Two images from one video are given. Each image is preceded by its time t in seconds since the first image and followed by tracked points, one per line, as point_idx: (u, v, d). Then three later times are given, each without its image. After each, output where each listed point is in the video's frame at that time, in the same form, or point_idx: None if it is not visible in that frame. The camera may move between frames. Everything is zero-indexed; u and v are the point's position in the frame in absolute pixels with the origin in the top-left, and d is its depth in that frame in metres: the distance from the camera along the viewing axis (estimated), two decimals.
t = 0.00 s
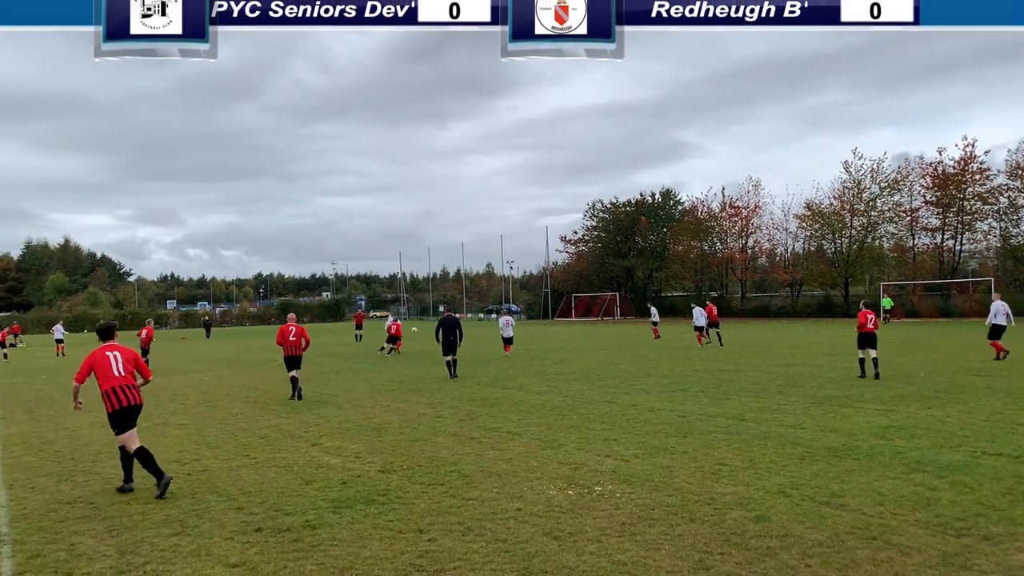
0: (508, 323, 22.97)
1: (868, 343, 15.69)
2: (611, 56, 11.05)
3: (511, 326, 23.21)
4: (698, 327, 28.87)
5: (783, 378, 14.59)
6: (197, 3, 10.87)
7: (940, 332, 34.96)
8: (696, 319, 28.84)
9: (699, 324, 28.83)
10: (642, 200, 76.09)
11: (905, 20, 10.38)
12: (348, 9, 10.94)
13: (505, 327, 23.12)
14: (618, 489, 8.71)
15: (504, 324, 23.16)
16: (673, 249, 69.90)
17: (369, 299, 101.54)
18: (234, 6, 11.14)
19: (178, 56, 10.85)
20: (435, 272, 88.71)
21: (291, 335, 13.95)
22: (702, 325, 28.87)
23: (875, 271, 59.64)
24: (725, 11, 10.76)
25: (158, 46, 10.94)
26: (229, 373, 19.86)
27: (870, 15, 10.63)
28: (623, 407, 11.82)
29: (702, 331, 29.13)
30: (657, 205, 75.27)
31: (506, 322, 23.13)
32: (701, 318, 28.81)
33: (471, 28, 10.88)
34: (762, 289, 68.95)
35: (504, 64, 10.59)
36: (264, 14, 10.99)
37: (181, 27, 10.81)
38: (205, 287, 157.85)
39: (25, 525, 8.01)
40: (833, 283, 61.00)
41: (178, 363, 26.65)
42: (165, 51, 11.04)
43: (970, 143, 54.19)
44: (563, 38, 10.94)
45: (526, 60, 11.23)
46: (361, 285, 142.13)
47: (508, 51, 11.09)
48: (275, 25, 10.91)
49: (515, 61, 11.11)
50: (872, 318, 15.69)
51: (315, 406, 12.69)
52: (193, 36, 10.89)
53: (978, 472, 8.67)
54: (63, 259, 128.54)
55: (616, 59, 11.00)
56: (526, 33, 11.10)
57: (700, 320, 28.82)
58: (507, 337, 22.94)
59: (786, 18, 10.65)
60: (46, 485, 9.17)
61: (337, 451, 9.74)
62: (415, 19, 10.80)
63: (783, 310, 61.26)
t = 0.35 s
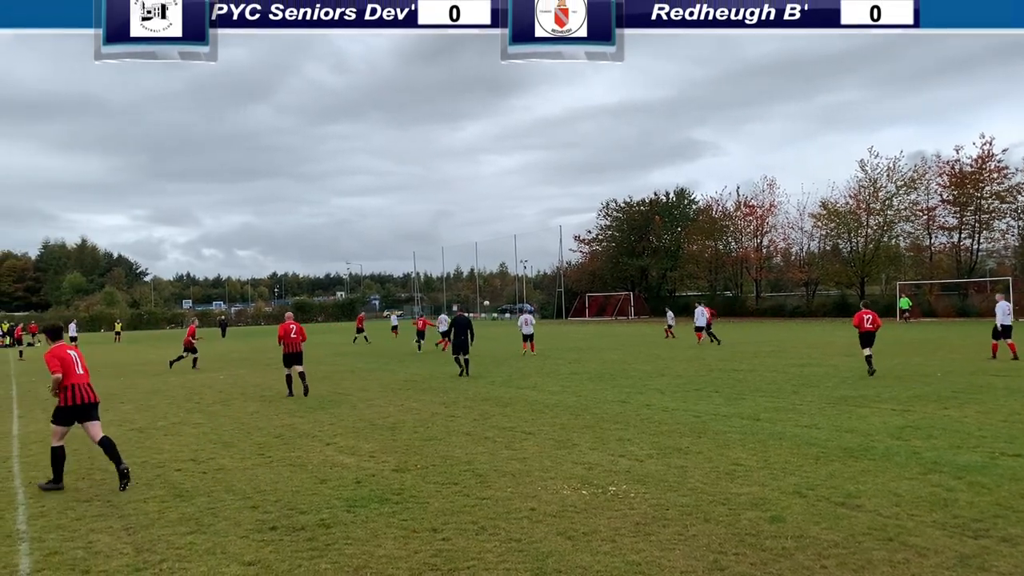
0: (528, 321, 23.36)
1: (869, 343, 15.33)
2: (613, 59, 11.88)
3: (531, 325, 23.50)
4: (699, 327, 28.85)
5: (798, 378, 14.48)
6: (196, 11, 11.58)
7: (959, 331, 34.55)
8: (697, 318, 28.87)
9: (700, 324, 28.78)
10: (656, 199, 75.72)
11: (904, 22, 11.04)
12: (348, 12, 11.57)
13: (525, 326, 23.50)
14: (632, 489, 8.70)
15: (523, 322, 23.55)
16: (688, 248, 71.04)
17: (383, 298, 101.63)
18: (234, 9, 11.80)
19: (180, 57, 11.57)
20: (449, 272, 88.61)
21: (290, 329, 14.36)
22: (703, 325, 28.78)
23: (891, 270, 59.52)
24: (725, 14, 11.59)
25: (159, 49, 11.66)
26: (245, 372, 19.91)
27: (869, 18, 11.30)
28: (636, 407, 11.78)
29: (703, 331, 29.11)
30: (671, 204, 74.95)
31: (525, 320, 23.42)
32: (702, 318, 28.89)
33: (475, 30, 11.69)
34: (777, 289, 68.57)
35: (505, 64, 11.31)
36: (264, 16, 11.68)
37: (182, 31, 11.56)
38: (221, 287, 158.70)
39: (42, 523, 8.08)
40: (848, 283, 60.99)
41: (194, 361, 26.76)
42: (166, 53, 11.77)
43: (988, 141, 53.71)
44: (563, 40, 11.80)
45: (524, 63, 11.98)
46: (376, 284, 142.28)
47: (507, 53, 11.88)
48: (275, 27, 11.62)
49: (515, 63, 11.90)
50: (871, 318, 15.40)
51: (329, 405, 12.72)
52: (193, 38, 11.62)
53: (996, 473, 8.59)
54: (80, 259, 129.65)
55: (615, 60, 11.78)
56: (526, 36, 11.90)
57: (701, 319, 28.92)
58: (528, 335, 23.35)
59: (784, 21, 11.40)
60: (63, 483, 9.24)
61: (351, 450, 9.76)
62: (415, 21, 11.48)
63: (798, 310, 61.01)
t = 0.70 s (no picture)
0: (536, 320, 23.42)
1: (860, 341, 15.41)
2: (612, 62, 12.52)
3: (540, 323, 23.42)
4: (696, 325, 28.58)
5: (804, 378, 14.38)
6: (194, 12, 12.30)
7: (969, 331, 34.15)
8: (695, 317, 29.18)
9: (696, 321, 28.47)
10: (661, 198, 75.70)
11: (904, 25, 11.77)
12: (347, 14, 12.27)
13: (534, 324, 23.52)
14: (637, 488, 8.67)
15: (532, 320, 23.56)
16: (694, 247, 70.40)
17: (388, 298, 101.04)
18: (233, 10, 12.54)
19: (177, 60, 12.31)
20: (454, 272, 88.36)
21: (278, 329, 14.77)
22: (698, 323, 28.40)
23: (896, 270, 59.61)
24: (725, 16, 12.24)
25: (158, 51, 12.43)
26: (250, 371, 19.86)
27: (870, 20, 12.05)
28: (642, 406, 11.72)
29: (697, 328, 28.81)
30: (677, 204, 74.88)
31: (534, 319, 23.41)
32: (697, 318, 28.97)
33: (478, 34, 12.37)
34: (782, 288, 69.28)
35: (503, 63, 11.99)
36: (264, 19, 12.39)
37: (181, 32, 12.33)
38: (224, 286, 158.36)
39: (49, 522, 8.10)
40: (855, 282, 60.90)
41: (195, 361, 26.66)
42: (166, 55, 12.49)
43: (995, 140, 53.53)
44: (563, 43, 12.48)
45: (524, 63, 12.62)
46: (380, 283, 141.93)
47: (507, 55, 12.60)
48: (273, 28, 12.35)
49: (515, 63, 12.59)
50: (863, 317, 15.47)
51: (335, 402, 12.68)
52: (193, 41, 12.35)
53: (1002, 473, 8.56)
54: (85, 257, 129.69)
55: (614, 63, 12.45)
56: (524, 36, 12.56)
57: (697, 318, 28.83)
58: (537, 333, 23.38)
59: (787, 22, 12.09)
60: (69, 483, 9.25)
61: (357, 450, 9.76)
62: (414, 23, 12.13)
63: (804, 310, 60.90)
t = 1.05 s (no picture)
0: (544, 327, 22.02)
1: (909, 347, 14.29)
2: (609, 62, 13.83)
3: (547, 329, 22.08)
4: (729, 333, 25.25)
5: (860, 392, 12.43)
6: (195, 18, 13.56)
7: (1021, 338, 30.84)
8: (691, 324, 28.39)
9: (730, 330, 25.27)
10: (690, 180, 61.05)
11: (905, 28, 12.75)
12: (349, 18, 13.60)
13: (541, 331, 22.01)
14: (662, 526, 7.06)
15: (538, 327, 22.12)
16: (730, 239, 57.77)
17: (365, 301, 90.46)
18: (234, 16, 13.89)
19: (178, 61, 13.51)
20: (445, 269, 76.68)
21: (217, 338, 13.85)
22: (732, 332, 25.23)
23: (971, 266, 49.78)
24: (724, 19, 13.51)
25: (159, 54, 13.68)
26: (217, 384, 17.70)
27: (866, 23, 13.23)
28: (667, 427, 9.94)
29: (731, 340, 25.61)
30: (709, 186, 60.00)
31: (540, 325, 21.95)
32: (734, 324, 25.08)
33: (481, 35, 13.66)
34: (834, 288, 58.72)
35: (503, 60, 13.32)
36: (264, 22, 13.61)
37: (181, 37, 13.56)
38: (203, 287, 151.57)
39: None
40: (921, 281, 51.01)
41: (175, 370, 24.61)
42: (167, 58, 13.71)
43: None
44: (563, 44, 13.76)
45: (524, 66, 13.88)
46: (357, 284, 134.25)
47: (508, 59, 13.92)
48: (274, 30, 13.52)
49: (516, 65, 13.86)
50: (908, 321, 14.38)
51: (309, 421, 11.05)
52: (194, 44, 13.57)
53: None
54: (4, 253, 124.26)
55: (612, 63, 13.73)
56: (526, 42, 13.91)
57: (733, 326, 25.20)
58: (544, 341, 21.87)
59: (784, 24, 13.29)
60: None
61: (328, 481, 8.14)
62: (414, 25, 13.45)
63: (860, 313, 49.86)
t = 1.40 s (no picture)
0: (548, 331, 21.15)
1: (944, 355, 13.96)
2: (613, 66, 13.69)
3: (551, 333, 21.03)
4: (760, 335, 24.68)
5: (899, 405, 11.45)
6: (195, 21, 13.58)
7: None
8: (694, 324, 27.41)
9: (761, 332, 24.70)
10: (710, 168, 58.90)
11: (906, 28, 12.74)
12: (349, 20, 13.47)
13: (546, 336, 21.15)
14: (679, 553, 6.22)
15: (542, 331, 21.27)
16: (755, 233, 55.18)
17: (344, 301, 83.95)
18: (233, 19, 13.74)
19: (178, 64, 13.52)
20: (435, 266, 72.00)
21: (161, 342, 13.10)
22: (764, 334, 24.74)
23: None
24: (725, 22, 13.37)
25: (159, 57, 13.64)
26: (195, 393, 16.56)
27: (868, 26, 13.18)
28: (684, 444, 9.09)
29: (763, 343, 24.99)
30: (731, 174, 58.52)
31: (546, 329, 21.04)
32: (764, 326, 24.58)
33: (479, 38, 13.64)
34: (870, 288, 53.92)
35: (503, 63, 13.23)
36: (264, 24, 13.51)
37: (181, 39, 13.58)
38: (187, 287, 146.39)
39: None
40: (968, 280, 47.69)
41: (156, 376, 23.26)
42: (166, 61, 13.67)
43: None
44: (563, 47, 13.70)
45: (524, 69, 13.78)
46: (336, 279, 128.05)
47: (507, 61, 13.81)
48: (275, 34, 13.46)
49: (515, 68, 13.77)
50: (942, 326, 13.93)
51: (286, 436, 10.19)
52: (195, 48, 13.62)
53: None
54: None
55: (613, 66, 13.63)
56: (526, 44, 13.85)
57: (763, 327, 24.65)
58: (548, 347, 21.09)
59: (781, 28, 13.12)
60: None
61: (306, 504, 7.31)
62: (413, 28, 13.40)
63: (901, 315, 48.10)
